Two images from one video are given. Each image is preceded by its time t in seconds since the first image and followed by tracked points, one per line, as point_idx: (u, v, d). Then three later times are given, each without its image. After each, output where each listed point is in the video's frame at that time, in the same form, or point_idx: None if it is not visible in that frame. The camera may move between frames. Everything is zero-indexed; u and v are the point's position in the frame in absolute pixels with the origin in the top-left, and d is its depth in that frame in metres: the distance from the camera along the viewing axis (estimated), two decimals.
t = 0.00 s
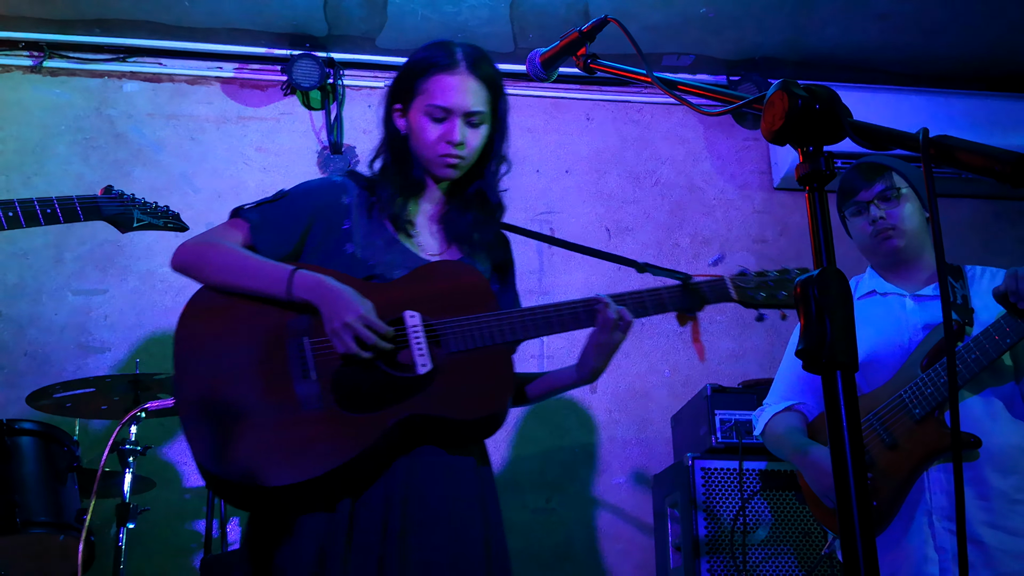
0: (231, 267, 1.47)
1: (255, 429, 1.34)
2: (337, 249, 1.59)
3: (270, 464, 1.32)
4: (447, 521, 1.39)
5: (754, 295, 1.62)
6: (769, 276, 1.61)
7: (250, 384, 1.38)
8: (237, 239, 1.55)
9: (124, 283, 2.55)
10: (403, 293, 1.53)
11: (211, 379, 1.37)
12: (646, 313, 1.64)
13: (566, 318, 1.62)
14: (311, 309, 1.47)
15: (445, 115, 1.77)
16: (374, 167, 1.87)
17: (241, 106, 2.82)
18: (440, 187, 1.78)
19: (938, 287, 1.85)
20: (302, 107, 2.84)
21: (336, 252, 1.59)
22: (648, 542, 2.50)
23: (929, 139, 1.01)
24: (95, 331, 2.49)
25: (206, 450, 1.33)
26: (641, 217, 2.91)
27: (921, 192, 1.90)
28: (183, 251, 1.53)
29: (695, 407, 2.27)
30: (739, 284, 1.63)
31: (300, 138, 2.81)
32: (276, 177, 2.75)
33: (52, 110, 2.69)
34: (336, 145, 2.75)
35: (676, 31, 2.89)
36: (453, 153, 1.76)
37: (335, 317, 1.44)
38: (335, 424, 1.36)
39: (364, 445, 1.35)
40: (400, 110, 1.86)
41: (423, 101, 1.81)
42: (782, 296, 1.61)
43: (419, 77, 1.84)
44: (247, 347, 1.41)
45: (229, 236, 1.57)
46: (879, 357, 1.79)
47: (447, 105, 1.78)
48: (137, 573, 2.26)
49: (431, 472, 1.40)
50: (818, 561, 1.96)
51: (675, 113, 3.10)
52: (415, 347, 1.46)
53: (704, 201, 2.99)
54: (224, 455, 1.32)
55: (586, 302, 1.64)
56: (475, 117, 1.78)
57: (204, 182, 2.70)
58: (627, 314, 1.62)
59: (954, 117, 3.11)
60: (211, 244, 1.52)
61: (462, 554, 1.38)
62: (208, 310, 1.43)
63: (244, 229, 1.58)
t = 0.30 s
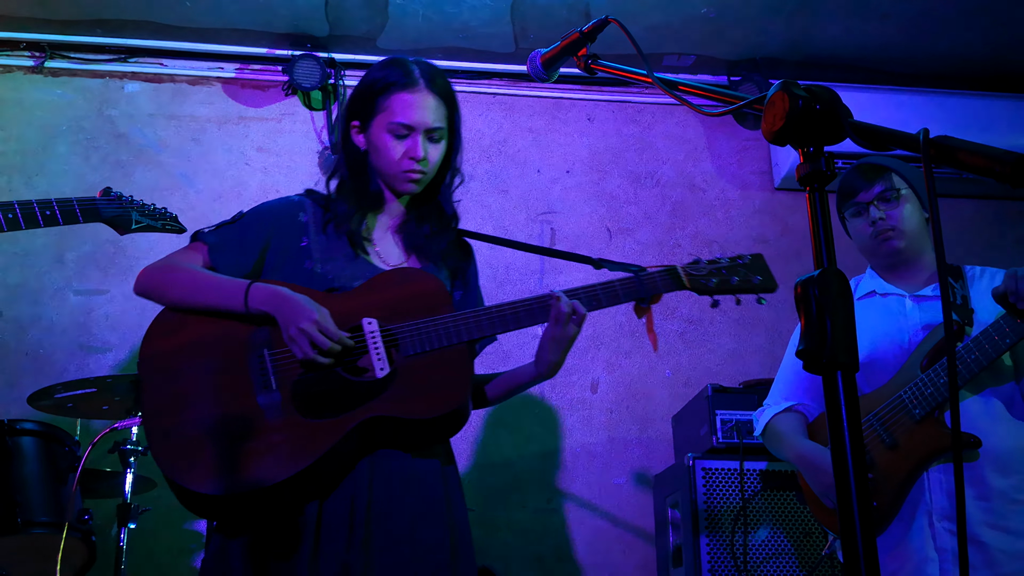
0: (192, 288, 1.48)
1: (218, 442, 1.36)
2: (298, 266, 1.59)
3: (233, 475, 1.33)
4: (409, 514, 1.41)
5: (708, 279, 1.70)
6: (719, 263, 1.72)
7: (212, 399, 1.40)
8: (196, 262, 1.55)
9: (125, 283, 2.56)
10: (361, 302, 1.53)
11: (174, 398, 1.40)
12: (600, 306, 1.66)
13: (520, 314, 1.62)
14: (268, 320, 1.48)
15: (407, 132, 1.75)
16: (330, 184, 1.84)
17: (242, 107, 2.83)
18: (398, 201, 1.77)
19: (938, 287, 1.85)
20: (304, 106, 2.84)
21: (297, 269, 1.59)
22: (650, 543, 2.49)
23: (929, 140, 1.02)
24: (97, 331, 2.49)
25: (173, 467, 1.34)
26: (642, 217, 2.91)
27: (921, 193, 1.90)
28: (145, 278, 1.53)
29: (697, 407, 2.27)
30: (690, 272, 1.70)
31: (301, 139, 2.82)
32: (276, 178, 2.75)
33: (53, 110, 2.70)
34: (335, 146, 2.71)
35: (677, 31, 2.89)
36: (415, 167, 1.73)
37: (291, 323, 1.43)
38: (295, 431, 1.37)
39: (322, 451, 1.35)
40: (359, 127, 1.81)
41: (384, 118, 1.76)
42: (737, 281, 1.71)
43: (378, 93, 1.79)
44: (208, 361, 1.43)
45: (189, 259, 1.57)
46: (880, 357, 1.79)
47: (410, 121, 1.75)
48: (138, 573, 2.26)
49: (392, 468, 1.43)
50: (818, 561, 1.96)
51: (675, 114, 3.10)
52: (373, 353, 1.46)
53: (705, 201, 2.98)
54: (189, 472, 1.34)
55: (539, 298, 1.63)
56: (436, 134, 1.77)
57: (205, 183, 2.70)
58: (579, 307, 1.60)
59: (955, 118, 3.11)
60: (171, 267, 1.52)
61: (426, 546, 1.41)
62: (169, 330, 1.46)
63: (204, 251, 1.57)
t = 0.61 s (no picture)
0: (173, 300, 1.41)
1: (213, 444, 1.28)
2: (278, 277, 1.54)
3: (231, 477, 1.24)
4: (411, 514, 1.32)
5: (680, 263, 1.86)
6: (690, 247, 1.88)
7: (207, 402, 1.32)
8: (180, 275, 1.49)
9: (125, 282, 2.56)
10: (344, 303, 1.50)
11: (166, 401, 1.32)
12: (579, 295, 1.75)
13: (503, 306, 1.68)
14: (259, 328, 1.43)
15: (385, 145, 1.69)
16: (307, 195, 1.82)
17: (242, 107, 2.83)
18: (373, 213, 1.74)
19: (938, 287, 1.84)
20: (304, 106, 2.84)
21: (277, 280, 1.54)
22: (650, 542, 2.49)
23: (930, 140, 1.02)
24: (97, 331, 2.49)
25: (166, 471, 1.25)
26: (642, 217, 2.91)
27: (920, 193, 1.90)
28: (125, 297, 1.46)
29: (697, 407, 2.27)
30: (665, 257, 1.86)
31: (302, 139, 2.81)
32: (276, 178, 2.75)
33: (53, 110, 2.70)
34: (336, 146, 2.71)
35: (678, 31, 2.89)
36: (394, 179, 1.67)
37: (281, 327, 1.38)
38: (294, 428, 1.30)
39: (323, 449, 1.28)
40: (337, 139, 1.77)
41: (362, 131, 1.71)
42: (707, 263, 1.88)
43: (356, 105, 1.74)
44: (203, 364, 1.37)
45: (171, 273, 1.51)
46: (880, 358, 1.79)
47: (389, 133, 1.69)
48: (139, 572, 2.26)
49: (392, 468, 1.36)
50: (818, 562, 1.95)
51: (676, 114, 3.10)
52: (363, 352, 1.42)
53: (705, 201, 2.98)
54: (182, 477, 1.24)
55: (521, 291, 1.71)
56: (415, 147, 1.72)
57: (206, 182, 2.70)
58: (560, 296, 1.67)
59: (955, 118, 3.11)
60: (151, 282, 1.46)
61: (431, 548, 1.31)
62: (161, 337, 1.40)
63: (184, 267, 1.52)
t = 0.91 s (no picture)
0: (179, 294, 1.39)
1: (222, 443, 1.26)
2: (276, 277, 1.53)
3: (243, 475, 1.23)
4: (415, 515, 1.33)
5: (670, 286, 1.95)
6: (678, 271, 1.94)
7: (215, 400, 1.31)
8: (183, 269, 1.46)
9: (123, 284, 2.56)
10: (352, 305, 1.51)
11: (174, 398, 1.30)
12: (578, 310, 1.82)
13: (508, 318, 1.73)
14: (269, 328, 1.42)
15: (378, 148, 1.71)
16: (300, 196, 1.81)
17: (240, 108, 2.82)
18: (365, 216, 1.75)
19: (935, 287, 1.85)
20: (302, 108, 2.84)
21: (275, 281, 1.53)
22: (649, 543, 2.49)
23: (927, 140, 1.02)
24: (95, 333, 2.49)
25: (176, 469, 1.23)
26: (641, 218, 2.91)
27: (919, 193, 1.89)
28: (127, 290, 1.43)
29: (695, 407, 2.27)
30: (655, 278, 1.94)
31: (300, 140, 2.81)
32: (274, 179, 2.74)
33: (50, 112, 2.70)
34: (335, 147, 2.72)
35: (676, 32, 2.89)
36: (387, 182, 1.69)
37: (299, 327, 1.36)
38: (306, 429, 1.30)
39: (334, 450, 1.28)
40: (331, 142, 1.78)
41: (357, 134, 1.73)
42: (694, 287, 1.96)
43: (351, 109, 1.76)
44: (211, 364, 1.35)
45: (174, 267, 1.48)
46: (878, 358, 1.79)
47: (383, 137, 1.72)
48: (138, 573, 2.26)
49: (398, 472, 1.37)
50: (816, 562, 1.95)
51: (674, 114, 3.10)
52: (375, 355, 1.44)
53: (704, 201, 2.98)
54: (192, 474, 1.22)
55: (525, 304, 1.76)
56: (408, 152, 1.75)
57: (204, 184, 2.70)
58: (564, 311, 1.75)
59: (954, 118, 3.11)
60: (153, 275, 1.43)
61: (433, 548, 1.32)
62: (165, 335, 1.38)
63: (186, 260, 1.49)
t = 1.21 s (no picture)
0: (201, 274, 1.36)
1: (239, 437, 1.25)
2: (295, 266, 1.52)
3: (255, 473, 1.23)
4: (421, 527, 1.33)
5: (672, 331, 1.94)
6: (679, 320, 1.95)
7: (233, 386, 1.29)
8: (208, 245, 1.45)
9: (122, 284, 2.56)
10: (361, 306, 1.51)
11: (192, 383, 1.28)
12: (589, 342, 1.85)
13: (521, 342, 1.77)
14: (291, 319, 1.42)
15: (396, 139, 1.75)
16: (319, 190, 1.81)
17: (239, 107, 2.82)
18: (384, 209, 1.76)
19: (933, 286, 1.85)
20: (301, 108, 2.85)
21: (294, 270, 1.52)
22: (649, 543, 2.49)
23: (926, 138, 1.01)
24: (94, 333, 2.48)
25: (193, 457, 1.23)
26: (639, 217, 2.91)
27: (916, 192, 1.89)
28: (150, 259, 1.42)
29: (695, 407, 2.27)
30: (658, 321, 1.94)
31: (299, 140, 2.81)
32: (273, 179, 2.74)
33: (49, 112, 2.69)
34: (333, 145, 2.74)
35: (674, 31, 2.89)
36: (405, 174, 1.73)
37: (330, 326, 1.38)
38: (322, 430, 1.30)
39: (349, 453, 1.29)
40: (347, 136, 1.80)
41: (372, 126, 1.76)
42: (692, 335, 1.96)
43: (365, 100, 1.78)
44: (231, 351, 1.33)
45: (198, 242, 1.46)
46: (875, 357, 1.79)
47: (401, 127, 1.76)
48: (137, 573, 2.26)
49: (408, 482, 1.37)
50: (815, 561, 1.95)
51: (673, 113, 3.10)
52: (393, 363, 1.46)
53: (703, 201, 2.98)
54: (205, 467, 1.23)
55: (540, 332, 1.81)
56: (425, 143, 1.78)
57: (203, 183, 2.69)
58: (576, 344, 1.80)
59: (952, 117, 3.11)
60: (177, 251, 1.40)
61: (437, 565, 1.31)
62: (185, 311, 1.36)
63: (212, 239, 1.47)
